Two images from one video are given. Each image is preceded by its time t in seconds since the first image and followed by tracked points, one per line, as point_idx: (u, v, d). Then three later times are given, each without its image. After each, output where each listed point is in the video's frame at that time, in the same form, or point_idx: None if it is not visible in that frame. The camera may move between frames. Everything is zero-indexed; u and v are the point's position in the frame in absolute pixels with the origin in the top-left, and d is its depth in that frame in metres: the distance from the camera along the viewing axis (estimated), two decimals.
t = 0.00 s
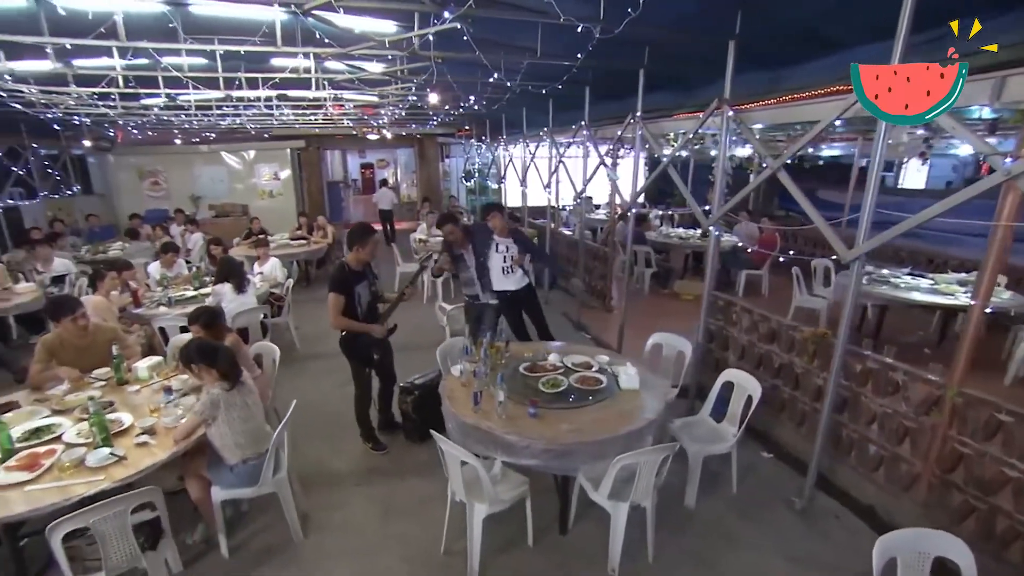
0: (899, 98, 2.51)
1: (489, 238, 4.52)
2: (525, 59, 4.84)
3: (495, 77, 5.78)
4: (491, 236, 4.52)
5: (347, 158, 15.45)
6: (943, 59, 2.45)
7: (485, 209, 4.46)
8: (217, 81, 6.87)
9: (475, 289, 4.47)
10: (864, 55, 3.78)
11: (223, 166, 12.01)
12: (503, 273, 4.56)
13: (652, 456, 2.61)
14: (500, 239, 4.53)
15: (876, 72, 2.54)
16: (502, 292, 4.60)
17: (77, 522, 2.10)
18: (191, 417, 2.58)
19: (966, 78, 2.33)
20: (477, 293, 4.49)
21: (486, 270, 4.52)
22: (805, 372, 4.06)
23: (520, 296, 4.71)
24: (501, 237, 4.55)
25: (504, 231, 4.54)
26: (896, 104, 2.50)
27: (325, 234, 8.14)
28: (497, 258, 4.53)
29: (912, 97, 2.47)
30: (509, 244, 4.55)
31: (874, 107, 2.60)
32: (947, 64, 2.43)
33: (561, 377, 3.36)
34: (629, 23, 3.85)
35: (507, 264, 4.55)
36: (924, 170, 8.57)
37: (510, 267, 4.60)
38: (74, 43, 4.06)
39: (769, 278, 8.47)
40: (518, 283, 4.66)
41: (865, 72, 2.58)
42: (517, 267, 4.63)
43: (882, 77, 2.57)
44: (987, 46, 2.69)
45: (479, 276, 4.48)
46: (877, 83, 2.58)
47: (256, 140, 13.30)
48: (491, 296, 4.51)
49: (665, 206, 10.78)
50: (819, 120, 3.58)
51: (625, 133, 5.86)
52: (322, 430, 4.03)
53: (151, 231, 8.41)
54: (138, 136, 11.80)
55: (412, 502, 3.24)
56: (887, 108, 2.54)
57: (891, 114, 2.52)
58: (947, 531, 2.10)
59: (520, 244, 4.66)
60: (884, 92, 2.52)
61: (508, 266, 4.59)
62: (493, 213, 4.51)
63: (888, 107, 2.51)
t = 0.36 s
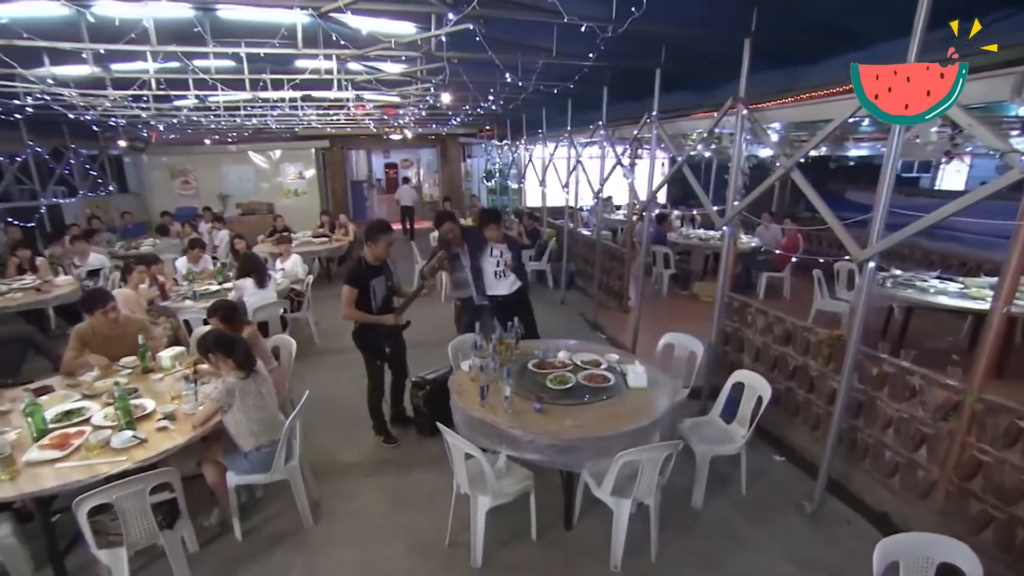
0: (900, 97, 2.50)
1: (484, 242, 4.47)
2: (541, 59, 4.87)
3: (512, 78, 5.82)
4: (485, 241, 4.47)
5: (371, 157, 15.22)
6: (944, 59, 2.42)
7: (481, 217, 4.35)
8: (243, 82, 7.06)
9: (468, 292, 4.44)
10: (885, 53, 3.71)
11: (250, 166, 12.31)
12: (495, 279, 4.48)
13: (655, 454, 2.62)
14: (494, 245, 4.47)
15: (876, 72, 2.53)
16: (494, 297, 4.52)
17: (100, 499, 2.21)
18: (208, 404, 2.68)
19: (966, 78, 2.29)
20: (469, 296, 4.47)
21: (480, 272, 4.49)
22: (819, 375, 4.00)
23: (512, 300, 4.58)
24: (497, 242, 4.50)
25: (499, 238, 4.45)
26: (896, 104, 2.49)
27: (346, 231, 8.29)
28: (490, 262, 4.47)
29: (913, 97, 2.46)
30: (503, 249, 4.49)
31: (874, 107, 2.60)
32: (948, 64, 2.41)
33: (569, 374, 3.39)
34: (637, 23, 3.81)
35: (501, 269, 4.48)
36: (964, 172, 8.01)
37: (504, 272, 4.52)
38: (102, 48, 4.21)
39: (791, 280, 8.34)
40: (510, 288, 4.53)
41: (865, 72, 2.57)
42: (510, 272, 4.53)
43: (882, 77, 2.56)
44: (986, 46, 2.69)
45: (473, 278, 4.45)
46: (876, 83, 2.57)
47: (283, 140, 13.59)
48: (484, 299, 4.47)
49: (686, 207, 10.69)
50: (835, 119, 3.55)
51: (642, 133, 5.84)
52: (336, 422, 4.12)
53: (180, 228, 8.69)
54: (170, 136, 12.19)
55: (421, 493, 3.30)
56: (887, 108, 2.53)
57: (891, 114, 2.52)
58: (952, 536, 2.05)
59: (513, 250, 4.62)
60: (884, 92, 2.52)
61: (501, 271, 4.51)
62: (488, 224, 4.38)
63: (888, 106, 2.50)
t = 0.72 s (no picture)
0: (899, 98, 2.56)
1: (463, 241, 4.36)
2: (558, 59, 4.91)
3: (531, 78, 5.87)
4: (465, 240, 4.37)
5: (397, 157, 14.63)
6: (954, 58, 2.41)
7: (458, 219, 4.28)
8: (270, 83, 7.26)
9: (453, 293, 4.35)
10: (911, 49, 3.63)
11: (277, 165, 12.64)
12: (478, 278, 4.35)
13: (659, 450, 2.63)
14: (476, 245, 4.36)
15: (875, 72, 2.59)
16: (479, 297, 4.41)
17: (125, 476, 2.32)
18: (228, 391, 2.79)
19: (967, 79, 2.31)
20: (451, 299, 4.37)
21: (463, 273, 4.45)
22: (836, 379, 3.93)
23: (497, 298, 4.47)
24: (478, 242, 4.38)
25: (479, 237, 4.34)
26: (897, 105, 2.56)
27: (369, 230, 8.44)
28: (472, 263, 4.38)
29: (914, 98, 2.52)
30: (486, 248, 4.38)
31: (874, 106, 2.66)
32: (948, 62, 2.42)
33: (579, 371, 3.41)
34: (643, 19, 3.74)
35: (483, 268, 4.36)
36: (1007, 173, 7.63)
37: (487, 271, 4.39)
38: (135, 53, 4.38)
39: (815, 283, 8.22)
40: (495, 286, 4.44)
41: (865, 72, 2.63)
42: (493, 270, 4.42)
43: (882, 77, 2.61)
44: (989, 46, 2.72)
45: (456, 279, 4.37)
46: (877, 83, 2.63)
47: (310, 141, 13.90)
48: (468, 299, 4.38)
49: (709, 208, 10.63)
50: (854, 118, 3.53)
51: (659, 133, 5.83)
52: (352, 415, 4.22)
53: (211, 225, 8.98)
54: (203, 136, 12.58)
55: (431, 485, 3.37)
56: (886, 108, 2.60)
57: (891, 115, 2.59)
58: (959, 541, 1.98)
59: (495, 248, 4.48)
60: (883, 93, 2.57)
61: (485, 270, 4.40)
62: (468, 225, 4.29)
63: (887, 107, 2.58)
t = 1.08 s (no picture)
0: (900, 97, 2.62)
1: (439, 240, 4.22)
2: (575, 60, 4.95)
3: (549, 78, 5.92)
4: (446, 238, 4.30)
5: (421, 157, 15.71)
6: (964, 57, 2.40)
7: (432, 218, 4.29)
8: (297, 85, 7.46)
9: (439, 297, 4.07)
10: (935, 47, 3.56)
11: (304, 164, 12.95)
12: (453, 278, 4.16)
13: (665, 447, 2.65)
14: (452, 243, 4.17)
15: (876, 72, 2.67)
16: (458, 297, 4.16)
17: (150, 456, 2.44)
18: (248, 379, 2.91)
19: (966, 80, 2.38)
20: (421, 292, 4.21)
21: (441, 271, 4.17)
22: (852, 382, 3.87)
23: (475, 298, 4.32)
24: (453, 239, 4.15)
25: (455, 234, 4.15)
26: (897, 104, 2.61)
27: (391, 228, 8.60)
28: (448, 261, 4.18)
29: (914, 97, 2.58)
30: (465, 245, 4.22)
31: (874, 106, 2.72)
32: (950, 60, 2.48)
33: (589, 368, 3.45)
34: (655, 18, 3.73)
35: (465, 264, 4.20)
36: None
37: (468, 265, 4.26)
38: (169, 57, 4.58)
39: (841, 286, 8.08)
40: (476, 285, 4.29)
41: (865, 72, 2.72)
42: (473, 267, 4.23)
43: (881, 77, 2.69)
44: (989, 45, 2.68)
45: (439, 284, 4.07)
46: (877, 83, 2.70)
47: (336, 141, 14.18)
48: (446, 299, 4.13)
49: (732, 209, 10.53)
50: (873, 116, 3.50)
51: (676, 133, 5.82)
52: (369, 408, 4.33)
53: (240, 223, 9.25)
54: (234, 136, 12.95)
55: (442, 477, 3.44)
56: (886, 108, 2.66)
57: (891, 114, 2.65)
58: (966, 545, 1.92)
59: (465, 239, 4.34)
60: (883, 92, 2.63)
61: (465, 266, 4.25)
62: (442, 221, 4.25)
63: (887, 108, 2.64)
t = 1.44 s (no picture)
0: (899, 97, 2.71)
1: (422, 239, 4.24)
2: (593, 60, 4.98)
3: (568, 78, 5.96)
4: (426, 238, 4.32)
5: (446, 157, 15.84)
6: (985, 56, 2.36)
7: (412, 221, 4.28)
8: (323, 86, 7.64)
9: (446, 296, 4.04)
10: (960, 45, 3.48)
11: (330, 164, 13.24)
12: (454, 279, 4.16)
13: (669, 443, 2.67)
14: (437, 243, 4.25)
15: (876, 73, 2.76)
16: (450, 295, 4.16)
17: (175, 438, 2.57)
18: (268, 367, 3.02)
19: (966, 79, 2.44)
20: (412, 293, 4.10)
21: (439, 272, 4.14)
22: (869, 385, 3.81)
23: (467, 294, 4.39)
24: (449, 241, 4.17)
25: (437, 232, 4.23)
26: (897, 104, 2.71)
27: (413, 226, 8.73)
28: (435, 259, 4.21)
29: (913, 98, 2.68)
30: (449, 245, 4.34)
31: (874, 106, 2.82)
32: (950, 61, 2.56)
33: (600, 364, 3.47)
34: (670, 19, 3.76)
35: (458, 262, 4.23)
36: None
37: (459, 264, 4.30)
38: (200, 60, 4.77)
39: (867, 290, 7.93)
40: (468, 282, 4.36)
41: (865, 73, 2.80)
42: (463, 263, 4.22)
43: (880, 77, 2.78)
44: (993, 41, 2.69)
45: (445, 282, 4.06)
46: (876, 83, 2.79)
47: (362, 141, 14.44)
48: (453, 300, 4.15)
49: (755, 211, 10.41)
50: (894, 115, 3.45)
51: (694, 133, 5.80)
52: (384, 401, 4.43)
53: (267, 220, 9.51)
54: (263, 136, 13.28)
55: (452, 469, 3.51)
56: (886, 108, 2.75)
57: (891, 114, 2.73)
58: (967, 547, 1.91)
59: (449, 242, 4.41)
60: (883, 93, 2.73)
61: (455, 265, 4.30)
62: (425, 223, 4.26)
63: (888, 108, 2.72)
